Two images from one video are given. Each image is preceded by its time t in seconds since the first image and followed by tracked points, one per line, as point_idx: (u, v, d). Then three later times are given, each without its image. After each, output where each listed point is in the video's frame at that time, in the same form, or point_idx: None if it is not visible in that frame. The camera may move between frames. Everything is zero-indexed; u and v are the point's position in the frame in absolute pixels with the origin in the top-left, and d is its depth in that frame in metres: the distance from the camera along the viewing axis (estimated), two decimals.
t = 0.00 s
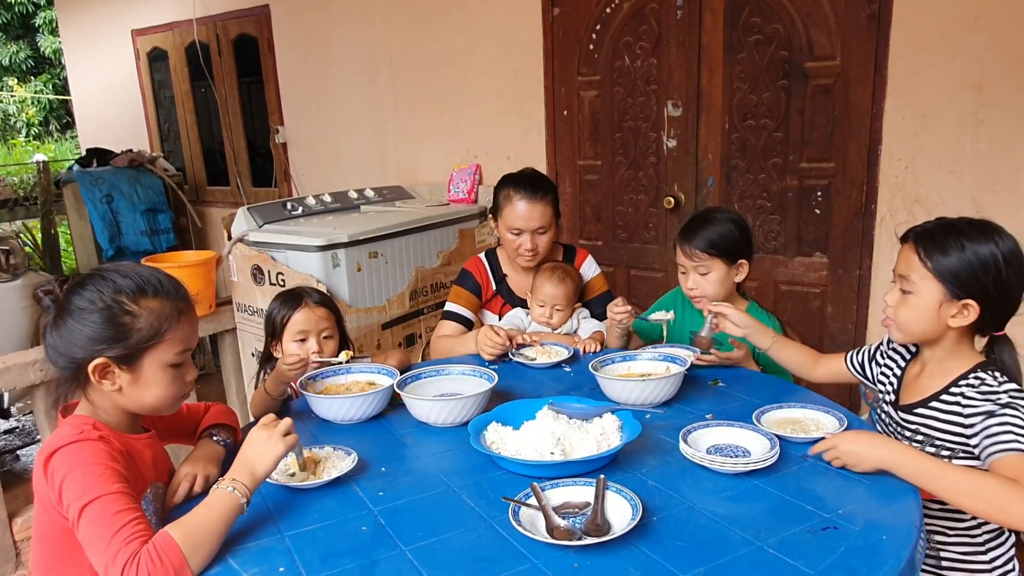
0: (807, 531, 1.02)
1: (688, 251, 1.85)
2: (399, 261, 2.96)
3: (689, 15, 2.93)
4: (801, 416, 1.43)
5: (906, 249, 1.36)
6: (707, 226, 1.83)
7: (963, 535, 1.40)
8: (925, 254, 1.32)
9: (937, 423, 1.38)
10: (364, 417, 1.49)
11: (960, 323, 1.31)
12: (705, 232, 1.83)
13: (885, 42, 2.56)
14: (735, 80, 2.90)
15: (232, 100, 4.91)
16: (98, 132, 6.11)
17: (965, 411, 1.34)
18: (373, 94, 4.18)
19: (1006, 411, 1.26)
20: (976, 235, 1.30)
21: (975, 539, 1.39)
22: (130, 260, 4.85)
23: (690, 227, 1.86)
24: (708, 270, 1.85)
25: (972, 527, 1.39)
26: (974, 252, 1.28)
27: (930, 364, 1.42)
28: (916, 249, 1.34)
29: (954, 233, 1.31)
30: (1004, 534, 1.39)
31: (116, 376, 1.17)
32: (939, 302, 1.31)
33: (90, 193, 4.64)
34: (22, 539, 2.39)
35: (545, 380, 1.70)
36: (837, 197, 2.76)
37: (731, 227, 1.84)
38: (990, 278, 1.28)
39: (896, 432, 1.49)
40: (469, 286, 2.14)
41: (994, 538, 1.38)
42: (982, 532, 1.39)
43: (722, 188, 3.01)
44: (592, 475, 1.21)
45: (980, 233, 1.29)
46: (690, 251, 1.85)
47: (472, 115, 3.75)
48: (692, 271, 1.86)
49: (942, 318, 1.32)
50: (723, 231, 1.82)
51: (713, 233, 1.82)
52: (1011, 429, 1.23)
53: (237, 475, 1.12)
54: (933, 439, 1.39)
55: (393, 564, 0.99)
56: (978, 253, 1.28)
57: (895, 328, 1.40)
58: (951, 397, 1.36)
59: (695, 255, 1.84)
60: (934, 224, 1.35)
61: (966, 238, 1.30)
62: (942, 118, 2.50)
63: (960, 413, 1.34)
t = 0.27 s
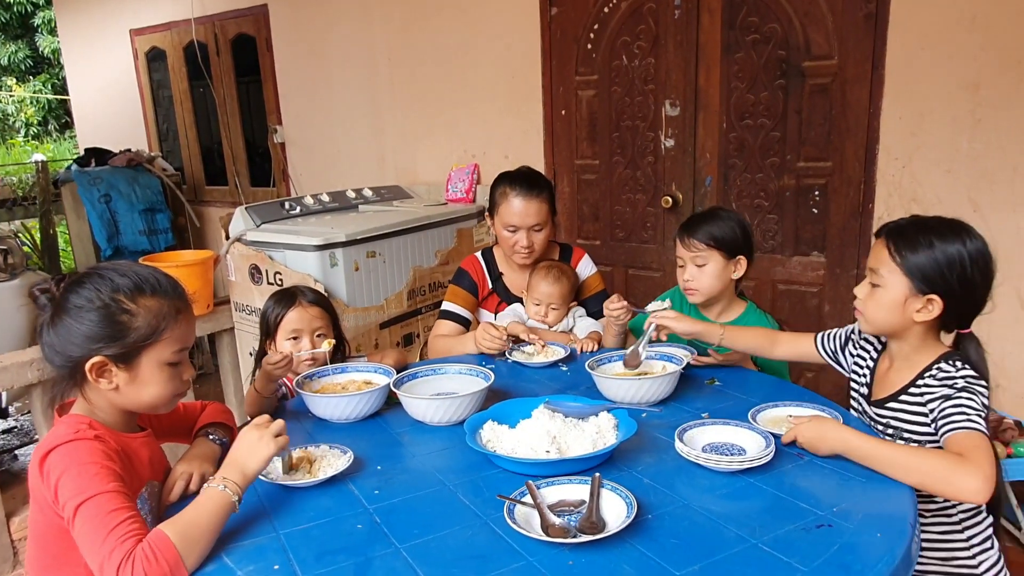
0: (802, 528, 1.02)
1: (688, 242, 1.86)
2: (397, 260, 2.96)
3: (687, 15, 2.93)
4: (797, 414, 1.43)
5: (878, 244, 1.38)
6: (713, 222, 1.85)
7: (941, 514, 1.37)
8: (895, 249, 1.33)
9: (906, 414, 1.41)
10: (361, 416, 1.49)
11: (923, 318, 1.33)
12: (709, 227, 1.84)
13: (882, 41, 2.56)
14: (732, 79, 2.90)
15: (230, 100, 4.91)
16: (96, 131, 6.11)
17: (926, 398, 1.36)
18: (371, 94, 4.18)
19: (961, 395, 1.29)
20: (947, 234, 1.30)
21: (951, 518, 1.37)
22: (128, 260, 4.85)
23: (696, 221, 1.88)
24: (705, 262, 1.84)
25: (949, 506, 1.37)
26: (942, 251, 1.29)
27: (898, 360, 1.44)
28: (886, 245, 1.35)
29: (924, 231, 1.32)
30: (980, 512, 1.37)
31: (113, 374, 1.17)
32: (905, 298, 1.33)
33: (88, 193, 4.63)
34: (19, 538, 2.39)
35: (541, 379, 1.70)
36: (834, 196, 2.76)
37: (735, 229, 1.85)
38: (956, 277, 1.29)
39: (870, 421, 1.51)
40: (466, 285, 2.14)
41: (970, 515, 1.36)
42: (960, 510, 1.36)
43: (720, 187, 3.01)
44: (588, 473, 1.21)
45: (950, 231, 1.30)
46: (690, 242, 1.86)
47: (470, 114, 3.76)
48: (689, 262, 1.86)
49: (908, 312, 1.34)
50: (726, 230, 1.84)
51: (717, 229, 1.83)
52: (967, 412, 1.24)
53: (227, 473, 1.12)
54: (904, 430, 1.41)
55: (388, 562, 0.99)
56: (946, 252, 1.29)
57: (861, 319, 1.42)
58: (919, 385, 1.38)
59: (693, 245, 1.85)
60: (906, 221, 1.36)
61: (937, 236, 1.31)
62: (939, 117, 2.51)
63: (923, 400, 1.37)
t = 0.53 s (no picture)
0: (799, 526, 1.03)
1: (678, 257, 1.85)
2: (396, 260, 2.96)
3: (686, 15, 2.94)
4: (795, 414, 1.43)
5: (851, 239, 1.39)
6: (701, 234, 1.84)
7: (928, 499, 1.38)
8: (869, 243, 1.35)
9: (898, 406, 1.41)
10: (359, 416, 1.49)
11: (901, 308, 1.35)
12: (698, 239, 1.83)
13: (881, 41, 2.56)
14: (731, 79, 2.90)
15: (230, 100, 4.92)
16: (96, 132, 6.11)
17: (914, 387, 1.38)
18: (371, 95, 4.19)
19: (953, 381, 1.31)
20: (916, 224, 1.33)
21: (939, 501, 1.38)
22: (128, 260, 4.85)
23: (683, 233, 1.87)
24: (698, 276, 1.84)
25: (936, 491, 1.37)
26: (914, 241, 1.31)
27: (883, 350, 1.45)
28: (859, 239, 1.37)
29: (894, 223, 1.34)
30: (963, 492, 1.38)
31: (112, 374, 1.18)
32: (883, 289, 1.34)
33: (88, 193, 4.64)
34: (19, 538, 2.39)
35: (540, 379, 1.70)
36: (833, 196, 2.77)
37: (724, 238, 1.85)
38: (929, 266, 1.31)
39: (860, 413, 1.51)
40: (466, 285, 2.14)
41: (955, 497, 1.37)
42: (945, 493, 1.37)
43: (719, 187, 3.01)
44: (586, 472, 1.22)
45: (919, 222, 1.33)
46: (680, 256, 1.85)
47: (470, 114, 3.76)
48: (682, 276, 1.86)
49: (886, 304, 1.35)
50: (716, 240, 1.83)
51: (706, 241, 1.82)
52: (961, 399, 1.26)
53: (230, 474, 1.13)
54: (898, 422, 1.42)
55: (386, 560, 0.99)
56: (918, 242, 1.31)
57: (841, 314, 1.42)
58: (906, 376, 1.39)
59: (685, 259, 1.84)
60: (877, 214, 1.39)
61: (907, 227, 1.33)
62: (937, 117, 2.51)
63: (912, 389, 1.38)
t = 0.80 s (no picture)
0: (795, 524, 1.03)
1: (672, 264, 1.86)
2: (396, 260, 2.97)
3: (686, 15, 2.94)
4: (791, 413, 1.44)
5: (843, 241, 1.40)
6: (694, 239, 1.84)
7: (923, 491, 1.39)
8: (860, 243, 1.36)
9: (889, 403, 1.42)
10: (359, 415, 1.50)
11: (896, 306, 1.35)
12: (690, 245, 1.84)
13: (880, 41, 2.57)
14: (730, 79, 2.91)
15: (230, 101, 4.93)
16: (97, 132, 6.12)
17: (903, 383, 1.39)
18: (371, 95, 4.20)
19: (941, 376, 1.32)
20: (906, 223, 1.34)
21: (934, 497, 1.39)
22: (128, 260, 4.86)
23: (677, 239, 1.87)
24: (690, 284, 1.85)
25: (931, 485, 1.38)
26: (904, 239, 1.32)
27: (878, 348, 1.45)
28: (852, 240, 1.38)
29: (884, 223, 1.35)
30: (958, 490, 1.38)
31: (113, 371, 1.18)
32: (876, 288, 1.35)
33: (88, 194, 4.64)
34: (20, 538, 2.40)
35: (540, 379, 1.71)
36: (832, 196, 2.77)
37: (717, 242, 1.85)
38: (921, 264, 1.32)
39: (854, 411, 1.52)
40: (466, 286, 2.15)
41: (950, 493, 1.38)
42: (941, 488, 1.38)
43: (718, 187, 3.02)
44: (585, 470, 1.22)
45: (908, 221, 1.34)
46: (674, 263, 1.86)
47: (470, 115, 3.77)
48: (675, 283, 1.87)
49: (880, 303, 1.36)
50: (708, 245, 1.83)
51: (698, 246, 1.83)
52: (947, 394, 1.27)
53: (224, 468, 1.13)
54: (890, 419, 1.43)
55: (386, 557, 1.00)
56: (908, 240, 1.32)
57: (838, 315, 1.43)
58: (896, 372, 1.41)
59: (678, 266, 1.85)
60: (866, 215, 1.40)
61: (897, 226, 1.34)
62: (936, 116, 2.51)
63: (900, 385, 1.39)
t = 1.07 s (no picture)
0: (788, 521, 1.04)
1: (673, 266, 1.87)
2: (396, 261, 2.98)
3: (683, 16, 2.95)
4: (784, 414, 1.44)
5: (837, 245, 1.42)
6: (693, 240, 1.85)
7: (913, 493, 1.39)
8: (854, 247, 1.37)
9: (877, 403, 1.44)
10: (358, 415, 1.51)
11: (893, 307, 1.36)
12: (690, 246, 1.85)
13: (876, 42, 2.58)
14: (728, 81, 2.92)
15: (230, 102, 4.94)
16: (97, 134, 6.13)
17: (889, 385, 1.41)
18: (370, 96, 4.21)
19: (924, 380, 1.33)
20: (898, 225, 1.36)
21: (922, 496, 1.39)
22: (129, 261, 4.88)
23: (676, 242, 1.88)
24: (693, 284, 1.86)
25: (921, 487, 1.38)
26: (897, 241, 1.34)
27: (874, 348, 1.46)
28: (846, 244, 1.39)
29: (878, 226, 1.36)
30: (949, 488, 1.40)
31: (108, 370, 1.20)
32: (872, 290, 1.36)
33: (89, 195, 4.66)
34: (22, 538, 2.41)
35: (538, 379, 1.72)
36: (830, 197, 2.78)
37: (715, 241, 1.86)
38: (916, 264, 1.33)
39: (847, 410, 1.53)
40: (465, 286, 2.17)
41: (938, 492, 1.39)
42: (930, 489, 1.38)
43: (716, 188, 3.03)
44: (581, 469, 1.23)
45: (901, 222, 1.36)
46: (675, 265, 1.86)
47: (469, 116, 3.78)
48: (676, 285, 1.88)
49: (877, 304, 1.37)
50: (707, 245, 1.84)
51: (698, 246, 1.84)
52: (925, 399, 1.29)
53: (222, 454, 1.15)
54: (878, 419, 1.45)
55: (384, 555, 1.01)
56: (901, 241, 1.33)
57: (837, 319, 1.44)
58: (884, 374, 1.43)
59: (679, 269, 1.85)
60: (859, 218, 1.41)
61: (889, 228, 1.36)
62: (933, 117, 2.53)
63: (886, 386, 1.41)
